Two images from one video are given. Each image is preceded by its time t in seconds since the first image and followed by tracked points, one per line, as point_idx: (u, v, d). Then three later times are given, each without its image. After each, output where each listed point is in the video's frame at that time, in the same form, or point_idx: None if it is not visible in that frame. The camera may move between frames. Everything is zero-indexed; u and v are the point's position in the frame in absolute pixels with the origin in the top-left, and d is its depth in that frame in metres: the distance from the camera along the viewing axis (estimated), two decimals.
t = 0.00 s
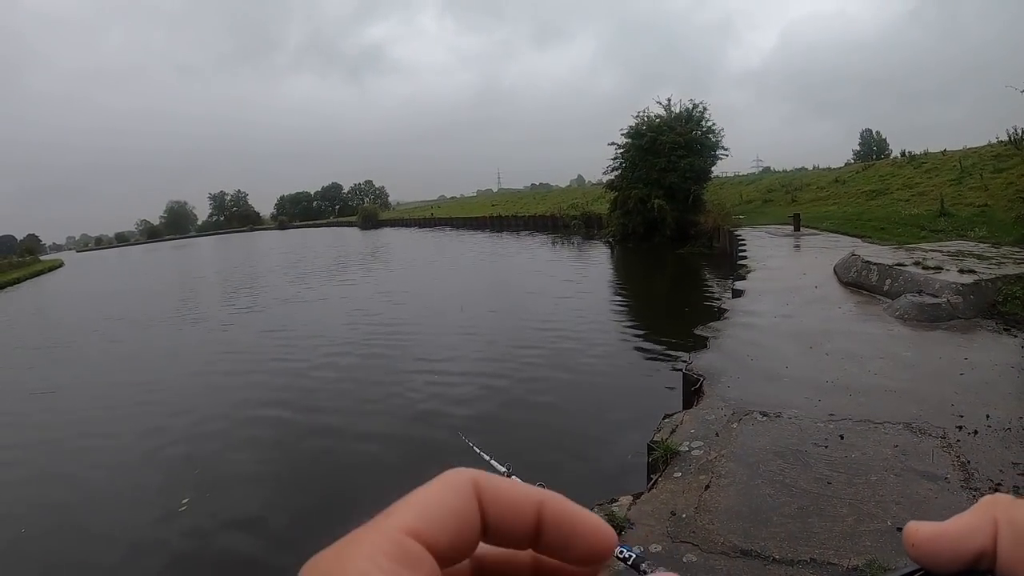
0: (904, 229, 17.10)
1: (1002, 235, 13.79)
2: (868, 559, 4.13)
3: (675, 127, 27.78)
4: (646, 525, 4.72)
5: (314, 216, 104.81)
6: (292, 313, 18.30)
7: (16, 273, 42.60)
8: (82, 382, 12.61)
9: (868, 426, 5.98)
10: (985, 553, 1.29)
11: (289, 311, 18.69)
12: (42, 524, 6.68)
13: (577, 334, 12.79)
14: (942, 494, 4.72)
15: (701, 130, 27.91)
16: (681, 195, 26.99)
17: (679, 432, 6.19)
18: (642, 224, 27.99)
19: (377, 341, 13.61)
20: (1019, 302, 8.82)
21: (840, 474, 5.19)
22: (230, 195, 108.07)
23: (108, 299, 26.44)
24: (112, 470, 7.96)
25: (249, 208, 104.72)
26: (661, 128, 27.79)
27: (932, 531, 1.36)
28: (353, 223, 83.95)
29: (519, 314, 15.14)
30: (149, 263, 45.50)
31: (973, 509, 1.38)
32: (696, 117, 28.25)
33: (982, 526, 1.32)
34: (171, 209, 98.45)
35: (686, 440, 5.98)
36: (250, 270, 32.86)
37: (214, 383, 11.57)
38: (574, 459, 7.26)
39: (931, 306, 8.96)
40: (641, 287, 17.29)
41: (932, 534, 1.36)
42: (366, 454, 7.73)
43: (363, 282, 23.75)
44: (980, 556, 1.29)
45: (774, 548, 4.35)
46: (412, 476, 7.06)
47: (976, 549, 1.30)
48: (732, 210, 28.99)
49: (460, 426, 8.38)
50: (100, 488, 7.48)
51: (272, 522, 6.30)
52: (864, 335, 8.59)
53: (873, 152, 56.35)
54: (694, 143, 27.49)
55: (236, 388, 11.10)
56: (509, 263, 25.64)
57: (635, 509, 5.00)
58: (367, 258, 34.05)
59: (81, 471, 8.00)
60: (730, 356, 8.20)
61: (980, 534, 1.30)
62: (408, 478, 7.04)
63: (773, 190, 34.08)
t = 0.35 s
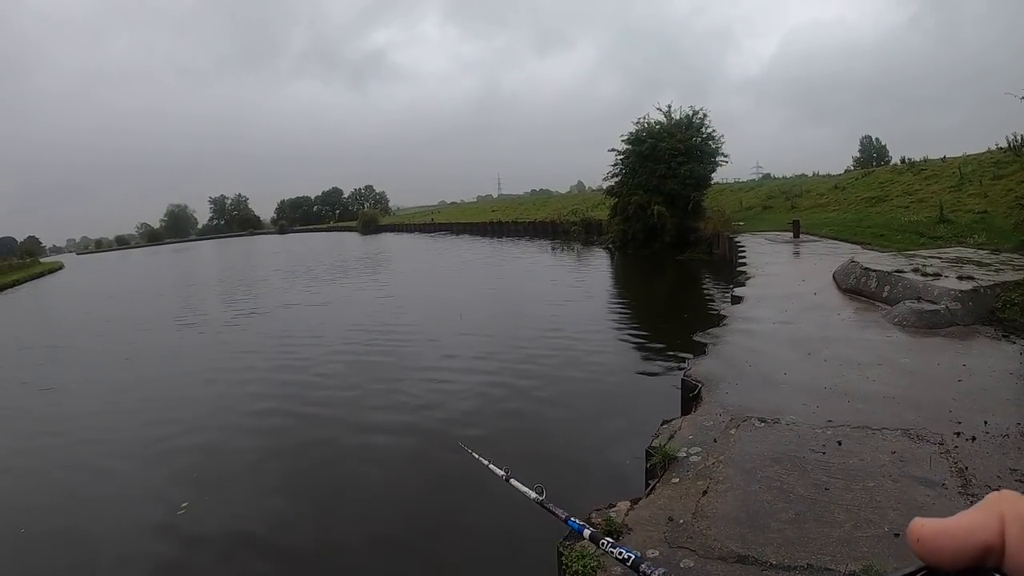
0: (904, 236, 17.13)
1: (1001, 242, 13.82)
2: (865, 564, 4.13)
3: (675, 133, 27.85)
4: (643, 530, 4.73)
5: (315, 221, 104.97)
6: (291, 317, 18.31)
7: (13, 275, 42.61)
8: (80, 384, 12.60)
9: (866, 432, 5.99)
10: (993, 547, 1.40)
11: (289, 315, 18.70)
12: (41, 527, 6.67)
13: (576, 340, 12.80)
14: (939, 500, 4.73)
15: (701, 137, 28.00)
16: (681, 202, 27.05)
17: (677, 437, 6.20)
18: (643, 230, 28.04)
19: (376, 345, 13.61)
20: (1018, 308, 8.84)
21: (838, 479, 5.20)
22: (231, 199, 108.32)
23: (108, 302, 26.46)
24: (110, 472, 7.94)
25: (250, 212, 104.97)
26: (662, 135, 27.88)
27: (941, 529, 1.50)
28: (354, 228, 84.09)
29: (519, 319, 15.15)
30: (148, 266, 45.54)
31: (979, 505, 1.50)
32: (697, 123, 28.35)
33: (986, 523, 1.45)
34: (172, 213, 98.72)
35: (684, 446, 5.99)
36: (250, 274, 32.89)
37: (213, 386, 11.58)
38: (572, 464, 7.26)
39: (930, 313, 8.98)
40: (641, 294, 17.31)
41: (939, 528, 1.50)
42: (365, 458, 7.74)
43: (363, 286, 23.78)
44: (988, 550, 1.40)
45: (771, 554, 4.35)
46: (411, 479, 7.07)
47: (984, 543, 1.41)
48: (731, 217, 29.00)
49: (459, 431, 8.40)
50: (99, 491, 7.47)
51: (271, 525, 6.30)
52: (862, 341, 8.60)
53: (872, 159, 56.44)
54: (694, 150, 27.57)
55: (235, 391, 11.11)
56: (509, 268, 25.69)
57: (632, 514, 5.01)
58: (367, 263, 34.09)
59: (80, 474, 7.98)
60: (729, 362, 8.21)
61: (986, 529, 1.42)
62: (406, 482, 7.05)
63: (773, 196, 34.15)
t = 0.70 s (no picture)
0: (910, 238, 17.10)
1: (1007, 245, 13.80)
2: (870, 567, 4.16)
3: (681, 137, 27.89)
4: (649, 533, 4.77)
5: (321, 225, 105.42)
6: (298, 319, 18.43)
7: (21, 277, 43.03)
8: (90, 384, 12.72)
9: (872, 435, 6.01)
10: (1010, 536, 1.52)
11: (295, 317, 18.81)
12: (52, 525, 6.73)
13: (582, 343, 12.85)
14: (945, 503, 4.74)
15: (707, 140, 28.01)
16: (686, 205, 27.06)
17: (683, 441, 6.24)
18: (648, 233, 28.06)
19: (382, 348, 13.69)
20: None
21: (843, 483, 5.22)
22: (237, 202, 108.90)
23: (115, 304, 26.65)
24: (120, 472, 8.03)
25: (257, 216, 105.56)
26: (667, 138, 27.92)
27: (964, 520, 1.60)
28: (360, 232, 84.39)
29: (525, 322, 15.20)
30: (155, 269, 45.84)
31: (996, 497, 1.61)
32: (702, 126, 28.36)
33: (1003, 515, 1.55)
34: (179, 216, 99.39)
35: (690, 449, 6.03)
36: (257, 277, 33.07)
37: (222, 388, 11.67)
38: (578, 467, 7.30)
39: (936, 316, 8.98)
40: (647, 297, 17.34)
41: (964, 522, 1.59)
42: (374, 459, 7.82)
43: (369, 289, 23.89)
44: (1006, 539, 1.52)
45: (777, 557, 4.38)
46: (419, 480, 7.15)
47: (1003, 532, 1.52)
48: (737, 220, 28.99)
49: (465, 434, 8.45)
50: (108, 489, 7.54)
51: (281, 525, 6.38)
52: (868, 345, 8.61)
53: (878, 162, 56.18)
54: (700, 153, 27.58)
55: (243, 393, 11.19)
56: (515, 272, 25.75)
57: (638, 517, 5.05)
58: (373, 266, 34.24)
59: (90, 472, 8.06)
60: (735, 366, 8.24)
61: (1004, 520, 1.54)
62: (413, 484, 7.11)
63: (779, 199, 34.11)
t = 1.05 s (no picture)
0: (915, 241, 17.08)
1: (1012, 248, 13.76)
2: (874, 570, 4.17)
3: (686, 140, 27.89)
4: (653, 536, 4.80)
5: (326, 228, 105.85)
6: (303, 321, 18.53)
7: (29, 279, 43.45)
8: (97, 386, 12.82)
9: (877, 438, 6.02)
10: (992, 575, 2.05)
11: (301, 320, 18.91)
12: (61, 526, 6.80)
13: (587, 346, 12.88)
14: (950, 506, 4.76)
15: (712, 143, 27.99)
16: (691, 208, 27.06)
17: (687, 444, 6.27)
18: (653, 236, 28.08)
19: (387, 351, 13.76)
20: None
21: (848, 486, 5.24)
22: (243, 205, 109.43)
23: (122, 306, 26.85)
24: (128, 473, 8.10)
25: (263, 219, 106.08)
26: (673, 141, 27.93)
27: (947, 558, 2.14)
28: (365, 235, 84.73)
29: (529, 325, 15.26)
30: (161, 273, 46.11)
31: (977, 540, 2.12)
32: (707, 130, 28.34)
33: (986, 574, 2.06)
34: (185, 219, 100.06)
35: (694, 452, 6.05)
36: (262, 280, 33.23)
37: (228, 389, 11.74)
38: (582, 469, 7.33)
39: (940, 319, 8.98)
40: (651, 301, 17.35)
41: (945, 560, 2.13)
42: (380, 461, 7.87)
43: (374, 292, 24.00)
44: None
45: (781, 560, 4.39)
46: (425, 481, 7.19)
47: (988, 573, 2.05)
48: (742, 223, 28.95)
49: (470, 436, 8.50)
50: (116, 490, 7.62)
51: (288, 525, 6.44)
52: (873, 348, 8.61)
53: (883, 164, 56.07)
54: (705, 157, 27.57)
55: (249, 394, 11.27)
56: (519, 275, 25.81)
57: (642, 520, 5.08)
58: (378, 269, 34.38)
59: (98, 473, 8.14)
60: (739, 369, 8.25)
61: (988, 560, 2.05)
62: (419, 485, 7.16)
63: (784, 202, 34.08)
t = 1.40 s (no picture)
0: (920, 241, 17.03)
1: (1018, 248, 13.72)
2: (876, 570, 4.20)
3: (691, 138, 27.83)
4: (656, 534, 4.83)
5: (331, 224, 106.07)
6: (308, 317, 18.61)
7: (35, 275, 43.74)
8: (103, 380, 12.91)
9: (880, 438, 6.03)
10: None
11: (306, 316, 19.00)
12: (69, 519, 6.87)
13: (591, 344, 12.91)
14: (953, 506, 4.77)
15: (717, 141, 27.92)
16: (697, 207, 27.00)
17: (691, 442, 6.29)
18: (658, 234, 28.05)
19: (392, 347, 13.82)
20: None
21: (851, 485, 5.26)
22: (248, 201, 109.74)
23: (128, 302, 27.02)
24: (135, 466, 8.18)
25: (268, 215, 106.34)
26: (678, 139, 27.88)
27: None
28: (370, 231, 84.88)
29: (534, 323, 15.30)
30: (167, 268, 46.35)
31: None
32: (713, 128, 28.26)
33: None
34: (191, 215, 100.47)
35: (697, 450, 6.08)
36: (268, 276, 33.38)
37: (233, 384, 11.82)
38: (585, 465, 7.36)
39: (945, 319, 8.96)
40: (656, 299, 17.36)
41: None
42: (385, 455, 7.93)
43: (379, 288, 24.07)
44: None
45: (783, 558, 4.42)
46: (430, 475, 7.25)
47: None
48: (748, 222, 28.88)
49: (474, 432, 8.54)
50: (124, 483, 7.70)
51: (295, 518, 6.50)
52: (877, 347, 8.61)
53: (889, 164, 55.81)
54: (711, 155, 27.51)
55: (254, 389, 11.35)
56: (524, 272, 25.84)
57: (645, 518, 5.11)
58: (383, 266, 34.46)
59: (105, 467, 8.22)
60: (743, 368, 8.27)
61: None
62: (424, 480, 7.20)
63: (789, 201, 33.98)
